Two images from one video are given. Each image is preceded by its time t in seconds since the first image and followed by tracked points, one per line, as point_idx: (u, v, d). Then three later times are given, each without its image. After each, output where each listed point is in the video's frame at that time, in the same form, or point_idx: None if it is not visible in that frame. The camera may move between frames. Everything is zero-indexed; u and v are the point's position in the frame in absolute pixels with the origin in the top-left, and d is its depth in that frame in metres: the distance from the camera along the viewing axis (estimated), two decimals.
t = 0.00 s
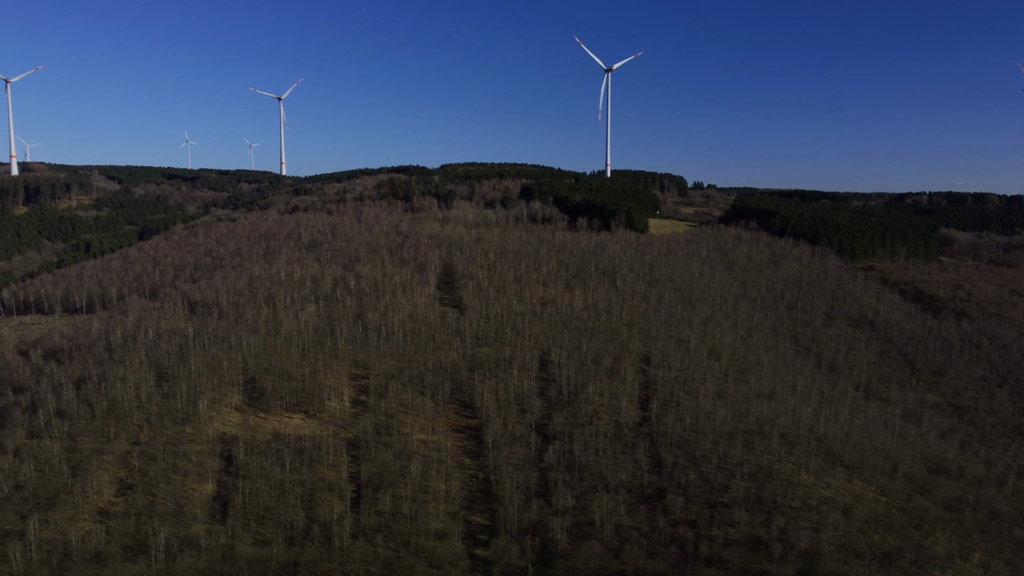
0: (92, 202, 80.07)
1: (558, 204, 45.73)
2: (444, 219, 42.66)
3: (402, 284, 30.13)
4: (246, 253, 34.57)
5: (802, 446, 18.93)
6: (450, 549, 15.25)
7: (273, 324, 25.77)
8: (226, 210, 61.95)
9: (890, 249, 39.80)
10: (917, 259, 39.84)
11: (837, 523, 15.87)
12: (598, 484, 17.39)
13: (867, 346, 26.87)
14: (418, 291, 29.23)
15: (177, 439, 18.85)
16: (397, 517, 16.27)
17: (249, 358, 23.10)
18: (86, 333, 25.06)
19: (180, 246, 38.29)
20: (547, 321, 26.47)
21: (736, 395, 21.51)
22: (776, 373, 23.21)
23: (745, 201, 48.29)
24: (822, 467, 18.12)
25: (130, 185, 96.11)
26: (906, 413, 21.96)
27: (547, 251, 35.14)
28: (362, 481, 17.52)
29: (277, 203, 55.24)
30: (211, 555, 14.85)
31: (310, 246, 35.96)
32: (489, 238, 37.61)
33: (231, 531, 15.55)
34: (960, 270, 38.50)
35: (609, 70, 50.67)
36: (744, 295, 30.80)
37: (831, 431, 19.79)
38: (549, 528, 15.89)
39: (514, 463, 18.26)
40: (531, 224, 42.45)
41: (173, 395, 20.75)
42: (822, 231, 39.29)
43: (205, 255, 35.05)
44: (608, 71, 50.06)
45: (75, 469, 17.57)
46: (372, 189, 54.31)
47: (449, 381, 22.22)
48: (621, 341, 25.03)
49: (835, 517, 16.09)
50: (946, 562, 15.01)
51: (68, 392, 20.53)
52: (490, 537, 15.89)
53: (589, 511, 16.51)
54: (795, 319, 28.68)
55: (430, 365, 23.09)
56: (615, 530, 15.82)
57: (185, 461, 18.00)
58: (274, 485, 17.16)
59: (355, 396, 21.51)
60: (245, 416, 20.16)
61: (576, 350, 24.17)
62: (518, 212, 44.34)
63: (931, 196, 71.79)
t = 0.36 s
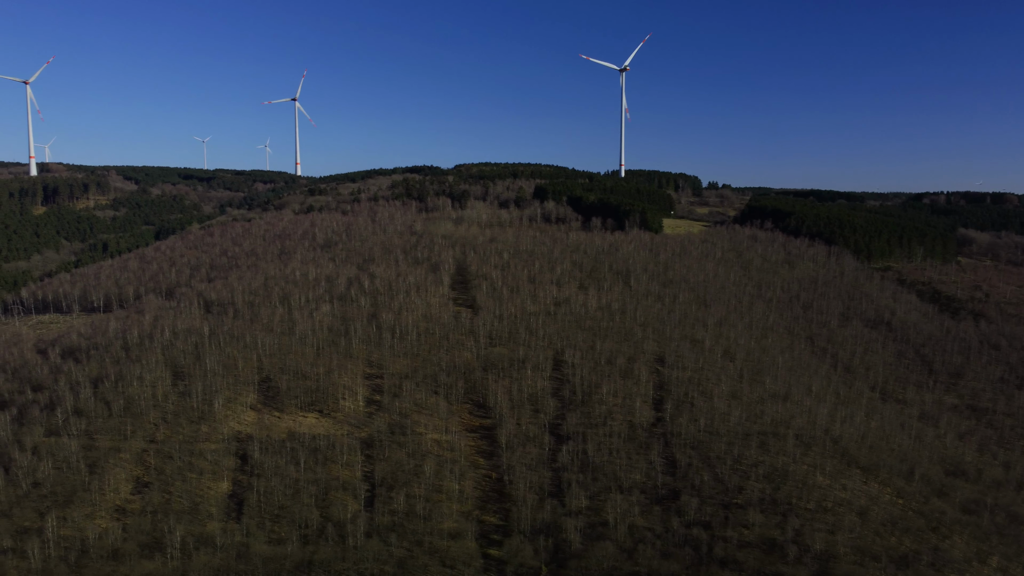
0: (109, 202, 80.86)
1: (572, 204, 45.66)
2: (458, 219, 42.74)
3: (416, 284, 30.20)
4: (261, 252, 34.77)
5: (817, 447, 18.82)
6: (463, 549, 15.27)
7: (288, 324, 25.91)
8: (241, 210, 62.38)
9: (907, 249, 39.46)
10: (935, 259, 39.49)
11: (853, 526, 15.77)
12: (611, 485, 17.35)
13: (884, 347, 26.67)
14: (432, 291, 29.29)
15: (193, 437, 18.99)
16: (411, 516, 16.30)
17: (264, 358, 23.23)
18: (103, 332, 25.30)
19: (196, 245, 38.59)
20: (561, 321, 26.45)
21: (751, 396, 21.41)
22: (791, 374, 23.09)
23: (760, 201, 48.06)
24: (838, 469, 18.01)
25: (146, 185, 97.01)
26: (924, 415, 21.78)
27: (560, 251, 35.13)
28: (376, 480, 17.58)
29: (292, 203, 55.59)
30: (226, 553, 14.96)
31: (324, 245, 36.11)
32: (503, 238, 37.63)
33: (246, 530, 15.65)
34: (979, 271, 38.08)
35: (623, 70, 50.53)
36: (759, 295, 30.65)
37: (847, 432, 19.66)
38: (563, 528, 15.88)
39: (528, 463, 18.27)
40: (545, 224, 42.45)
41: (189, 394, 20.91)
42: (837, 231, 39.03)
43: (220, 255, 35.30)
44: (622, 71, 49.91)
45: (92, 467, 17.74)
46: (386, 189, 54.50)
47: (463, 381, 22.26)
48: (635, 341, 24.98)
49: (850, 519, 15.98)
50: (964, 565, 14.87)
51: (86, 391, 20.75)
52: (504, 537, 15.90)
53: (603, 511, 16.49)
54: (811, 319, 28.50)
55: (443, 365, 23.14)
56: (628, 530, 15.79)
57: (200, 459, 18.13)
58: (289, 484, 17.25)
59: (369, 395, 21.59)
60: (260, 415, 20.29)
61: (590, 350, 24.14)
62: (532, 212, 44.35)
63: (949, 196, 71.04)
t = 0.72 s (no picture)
0: (128, 202, 81.74)
1: (587, 204, 45.58)
2: (473, 219, 42.81)
3: (431, 284, 30.28)
4: (278, 252, 35.00)
5: (834, 449, 18.69)
6: (478, 548, 15.29)
7: (304, 323, 26.07)
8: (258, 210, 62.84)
9: (926, 249, 39.08)
10: (954, 259, 39.07)
11: (871, 528, 15.64)
12: (626, 485, 17.31)
13: (902, 348, 26.44)
14: (447, 291, 29.35)
15: (210, 436, 19.13)
16: (426, 515, 16.33)
17: (280, 357, 23.36)
18: (122, 331, 25.56)
19: (213, 245, 38.93)
20: (576, 321, 26.42)
21: (767, 397, 21.30)
22: (807, 375, 22.95)
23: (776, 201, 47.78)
24: (855, 471, 17.88)
25: (163, 185, 97.98)
26: (942, 417, 21.57)
27: (575, 251, 35.10)
28: (391, 479, 17.64)
29: (308, 203, 55.94)
30: (242, 551, 15.07)
31: (340, 245, 36.29)
32: (518, 238, 37.65)
33: (262, 528, 15.76)
34: (1000, 271, 37.60)
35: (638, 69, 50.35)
36: (775, 296, 30.48)
37: (864, 434, 19.51)
38: (577, 529, 15.86)
39: (543, 463, 18.26)
40: (559, 224, 42.44)
41: (206, 393, 21.07)
42: (854, 231, 38.73)
43: (237, 254, 35.58)
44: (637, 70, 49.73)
45: (111, 464, 17.91)
46: (402, 189, 54.69)
47: (477, 381, 22.28)
48: (650, 342, 24.92)
49: (867, 522, 15.85)
50: (983, 569, 14.72)
51: (105, 389, 20.97)
52: (518, 537, 15.90)
53: (617, 512, 16.45)
54: (828, 320, 28.31)
55: (458, 365, 23.19)
56: (643, 531, 15.75)
57: (217, 457, 18.26)
58: (304, 483, 17.34)
59: (384, 394, 21.68)
60: (276, 413, 20.42)
61: (605, 350, 24.11)
62: (547, 212, 44.35)
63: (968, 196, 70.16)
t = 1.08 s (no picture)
0: (145, 202, 82.55)
1: (602, 204, 45.53)
2: (488, 219, 42.88)
3: (445, 284, 30.36)
4: (294, 252, 35.22)
5: (851, 451, 18.56)
6: (492, 548, 15.30)
7: (320, 323, 26.21)
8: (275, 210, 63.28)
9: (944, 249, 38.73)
10: (974, 260, 38.66)
11: (888, 531, 15.52)
12: (641, 486, 17.27)
13: (920, 349, 26.21)
14: (463, 291, 29.40)
15: (226, 434, 19.26)
16: (440, 515, 16.36)
17: (296, 356, 23.48)
18: (139, 330, 25.79)
19: (229, 245, 39.23)
20: (591, 321, 26.38)
21: (783, 398, 21.20)
22: (824, 376, 22.81)
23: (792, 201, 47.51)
24: (873, 473, 17.74)
25: (180, 185, 98.85)
26: (961, 419, 21.37)
27: (590, 251, 35.08)
28: (406, 479, 17.69)
29: (323, 203, 56.22)
30: (258, 549, 15.17)
31: (356, 245, 36.45)
32: (533, 238, 37.67)
33: (277, 526, 15.85)
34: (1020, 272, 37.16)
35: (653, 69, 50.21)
36: (792, 296, 30.32)
37: (881, 436, 19.36)
38: (592, 529, 15.84)
39: (557, 463, 18.25)
40: (574, 224, 42.44)
41: (222, 392, 21.22)
42: (870, 232, 38.45)
43: (253, 254, 35.84)
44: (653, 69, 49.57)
45: (128, 461, 18.07)
46: (417, 189, 54.85)
47: (492, 381, 22.31)
48: (665, 342, 24.86)
49: (885, 524, 15.73)
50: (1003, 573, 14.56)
51: (122, 387, 21.16)
52: (533, 537, 15.90)
53: (632, 513, 16.42)
54: (845, 321, 28.13)
55: (473, 365, 23.23)
56: (657, 532, 15.71)
57: (233, 456, 18.38)
58: (319, 481, 17.42)
59: (399, 394, 21.75)
60: (291, 413, 20.54)
61: (619, 350, 24.07)
62: (561, 212, 44.35)
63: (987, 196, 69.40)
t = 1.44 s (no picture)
0: (161, 202, 83.26)
1: (615, 204, 45.48)
2: (501, 219, 42.93)
3: (458, 283, 30.43)
4: (308, 252, 35.41)
5: (867, 453, 18.44)
6: (505, 548, 15.31)
7: (333, 322, 26.33)
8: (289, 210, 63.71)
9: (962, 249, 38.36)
10: (991, 260, 38.27)
11: (904, 533, 15.40)
12: (654, 487, 17.23)
13: (937, 350, 26.00)
14: (476, 291, 29.45)
15: (240, 433, 19.38)
16: (453, 514, 16.39)
17: (310, 356, 23.60)
18: (155, 329, 26.00)
19: (244, 245, 39.51)
20: (604, 321, 26.36)
21: (797, 399, 21.09)
22: (838, 377, 22.67)
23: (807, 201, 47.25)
24: (888, 475, 17.61)
25: (195, 185, 99.62)
26: (978, 421, 21.17)
27: (603, 251, 35.04)
28: (419, 478, 17.73)
29: (337, 203, 56.52)
30: (272, 547, 15.26)
31: (370, 245, 36.59)
32: (546, 238, 37.68)
33: (291, 525, 15.94)
34: None
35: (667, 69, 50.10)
36: (806, 297, 30.15)
37: (897, 437, 19.22)
38: (604, 530, 15.82)
39: (570, 464, 18.24)
40: (587, 224, 42.42)
41: (236, 391, 21.36)
42: (886, 232, 38.19)
43: (268, 254, 36.06)
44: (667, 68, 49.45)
45: (144, 459, 18.21)
46: (430, 189, 55.03)
47: (505, 381, 22.33)
48: (678, 343, 24.80)
49: (901, 527, 15.62)
50: None
51: (138, 386, 21.34)
52: (546, 537, 15.90)
53: (645, 513, 16.38)
54: (860, 322, 27.95)
55: (486, 365, 23.27)
56: (671, 533, 15.67)
57: (247, 455, 18.49)
58: (333, 480, 17.50)
59: (412, 393, 21.81)
60: (305, 411, 20.64)
61: (633, 351, 24.03)
62: (574, 212, 44.33)
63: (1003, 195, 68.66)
